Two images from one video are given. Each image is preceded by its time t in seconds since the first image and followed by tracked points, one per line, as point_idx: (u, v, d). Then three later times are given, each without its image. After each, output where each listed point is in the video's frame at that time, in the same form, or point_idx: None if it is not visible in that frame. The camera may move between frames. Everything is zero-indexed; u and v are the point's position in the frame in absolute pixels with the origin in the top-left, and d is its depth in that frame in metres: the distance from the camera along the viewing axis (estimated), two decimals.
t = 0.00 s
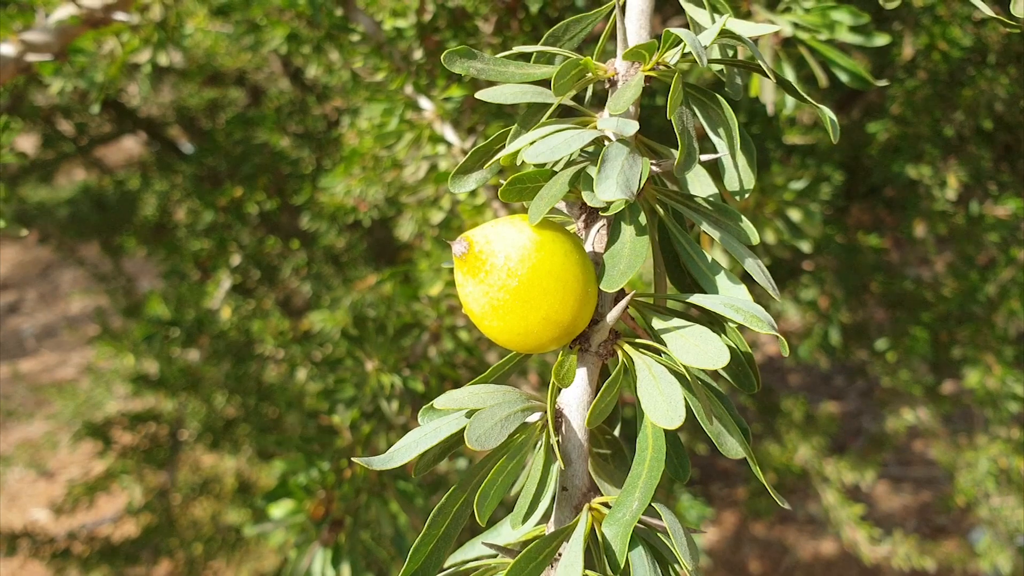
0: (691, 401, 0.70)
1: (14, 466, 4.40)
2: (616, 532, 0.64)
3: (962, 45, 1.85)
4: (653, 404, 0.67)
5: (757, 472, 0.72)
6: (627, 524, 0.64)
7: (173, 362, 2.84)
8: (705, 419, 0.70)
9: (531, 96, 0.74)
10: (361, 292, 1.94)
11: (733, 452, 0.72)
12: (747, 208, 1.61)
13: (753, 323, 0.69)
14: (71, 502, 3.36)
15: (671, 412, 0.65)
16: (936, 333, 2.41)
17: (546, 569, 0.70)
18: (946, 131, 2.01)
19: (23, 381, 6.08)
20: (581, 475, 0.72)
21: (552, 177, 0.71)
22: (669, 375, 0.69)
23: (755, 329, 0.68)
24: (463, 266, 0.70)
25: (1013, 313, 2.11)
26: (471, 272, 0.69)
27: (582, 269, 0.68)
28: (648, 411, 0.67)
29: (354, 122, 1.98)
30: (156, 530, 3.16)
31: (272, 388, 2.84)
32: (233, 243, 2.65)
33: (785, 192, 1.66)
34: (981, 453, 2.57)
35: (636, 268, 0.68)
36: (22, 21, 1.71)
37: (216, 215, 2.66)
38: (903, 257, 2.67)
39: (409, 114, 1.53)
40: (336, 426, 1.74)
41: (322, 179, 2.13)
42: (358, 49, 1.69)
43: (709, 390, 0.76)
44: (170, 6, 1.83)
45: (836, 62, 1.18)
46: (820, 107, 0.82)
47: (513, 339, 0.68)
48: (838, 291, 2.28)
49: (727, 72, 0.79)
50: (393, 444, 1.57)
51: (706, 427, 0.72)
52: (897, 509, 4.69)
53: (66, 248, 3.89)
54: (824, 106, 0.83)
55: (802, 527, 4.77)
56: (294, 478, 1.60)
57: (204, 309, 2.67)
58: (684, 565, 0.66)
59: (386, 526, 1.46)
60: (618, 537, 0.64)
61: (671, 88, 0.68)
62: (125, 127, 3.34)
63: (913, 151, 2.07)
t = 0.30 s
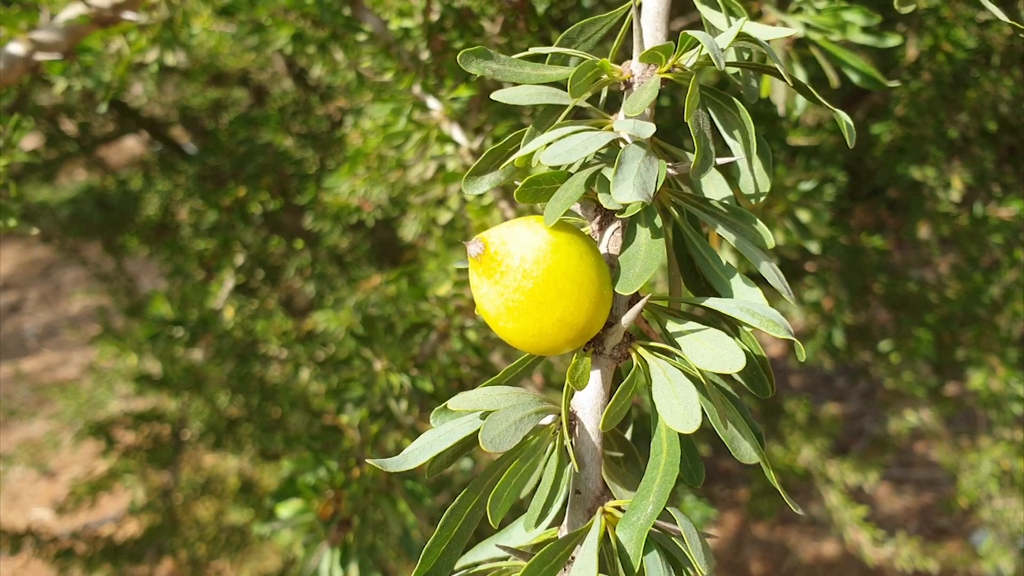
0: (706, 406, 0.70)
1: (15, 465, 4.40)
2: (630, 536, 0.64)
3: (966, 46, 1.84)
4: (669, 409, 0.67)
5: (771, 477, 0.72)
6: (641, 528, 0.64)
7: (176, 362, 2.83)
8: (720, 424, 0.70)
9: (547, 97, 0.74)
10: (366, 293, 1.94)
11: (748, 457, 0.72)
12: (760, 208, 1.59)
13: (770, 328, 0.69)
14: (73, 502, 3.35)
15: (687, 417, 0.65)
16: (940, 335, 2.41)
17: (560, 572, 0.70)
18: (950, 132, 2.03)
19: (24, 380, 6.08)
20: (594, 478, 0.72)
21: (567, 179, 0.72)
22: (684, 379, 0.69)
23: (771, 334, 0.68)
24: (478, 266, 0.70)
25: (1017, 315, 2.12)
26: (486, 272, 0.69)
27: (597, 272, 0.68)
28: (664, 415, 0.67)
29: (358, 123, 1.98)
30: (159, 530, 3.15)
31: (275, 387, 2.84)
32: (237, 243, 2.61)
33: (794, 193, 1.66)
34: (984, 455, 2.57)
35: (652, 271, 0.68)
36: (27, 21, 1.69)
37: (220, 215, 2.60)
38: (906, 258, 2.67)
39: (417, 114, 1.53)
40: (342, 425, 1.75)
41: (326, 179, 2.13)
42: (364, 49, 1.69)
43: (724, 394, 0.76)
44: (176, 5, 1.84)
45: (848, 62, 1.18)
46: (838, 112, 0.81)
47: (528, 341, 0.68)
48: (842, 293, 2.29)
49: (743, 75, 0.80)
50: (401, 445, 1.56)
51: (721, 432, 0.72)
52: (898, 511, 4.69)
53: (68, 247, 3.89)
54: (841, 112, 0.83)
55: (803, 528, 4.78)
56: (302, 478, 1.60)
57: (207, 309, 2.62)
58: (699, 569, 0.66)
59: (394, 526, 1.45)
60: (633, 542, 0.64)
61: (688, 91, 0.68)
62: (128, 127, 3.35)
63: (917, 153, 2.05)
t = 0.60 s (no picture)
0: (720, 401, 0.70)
1: (15, 465, 4.39)
2: (645, 531, 0.64)
3: (969, 46, 1.81)
4: (683, 403, 0.67)
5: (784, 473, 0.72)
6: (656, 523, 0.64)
7: (178, 361, 2.83)
8: (734, 419, 0.70)
9: (559, 94, 0.74)
10: (367, 292, 1.94)
11: (761, 453, 0.72)
12: (766, 206, 1.58)
13: (783, 323, 0.69)
14: (74, 502, 3.35)
15: (702, 411, 0.65)
16: (941, 335, 2.41)
17: (573, 568, 0.70)
18: (952, 132, 2.03)
19: (24, 380, 6.09)
20: (607, 474, 0.71)
21: (580, 175, 0.71)
22: (698, 373, 0.69)
23: (785, 329, 0.68)
24: (493, 262, 0.70)
25: (1018, 315, 2.12)
26: (500, 268, 0.69)
27: (611, 268, 0.68)
28: (678, 410, 0.67)
29: (360, 122, 1.98)
30: (160, 530, 3.15)
31: (277, 387, 2.83)
32: (238, 242, 2.62)
33: (796, 193, 1.67)
34: (986, 455, 2.58)
35: (665, 267, 0.68)
36: (29, 21, 1.69)
37: (221, 214, 2.62)
38: (907, 258, 2.68)
39: (420, 113, 1.53)
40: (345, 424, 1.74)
41: (328, 179, 2.13)
42: (366, 49, 1.69)
43: (737, 390, 0.76)
44: (178, 5, 1.84)
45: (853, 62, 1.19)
46: (848, 108, 0.82)
47: (542, 337, 0.68)
48: (844, 292, 2.28)
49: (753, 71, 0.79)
50: (405, 444, 1.56)
51: (734, 427, 0.72)
52: (898, 512, 4.69)
53: (69, 247, 3.89)
54: (851, 108, 0.83)
55: (804, 528, 4.78)
56: (305, 477, 1.60)
57: (209, 308, 2.59)
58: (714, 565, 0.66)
59: (398, 524, 1.45)
60: (647, 536, 0.63)
61: (702, 87, 0.68)
62: (128, 127, 3.35)
63: (919, 153, 2.05)
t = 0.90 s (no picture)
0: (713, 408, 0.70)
1: (16, 465, 4.39)
2: (636, 537, 0.64)
3: (970, 46, 1.83)
4: (675, 409, 0.67)
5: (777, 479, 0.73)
6: (647, 529, 0.64)
7: (178, 361, 2.82)
8: (727, 425, 0.70)
9: (554, 98, 0.74)
10: (367, 292, 1.94)
11: (754, 458, 0.73)
12: (765, 207, 1.58)
13: (777, 329, 0.69)
14: (74, 502, 3.35)
15: (694, 417, 0.65)
16: (942, 335, 2.41)
17: (565, 573, 0.70)
18: (952, 133, 2.03)
19: (24, 380, 6.09)
20: (600, 479, 0.71)
21: (575, 179, 0.71)
22: (691, 379, 0.69)
23: (778, 335, 0.68)
24: (486, 267, 0.70)
25: (1019, 315, 2.12)
26: (493, 273, 0.69)
27: (605, 273, 0.67)
28: (670, 416, 0.67)
29: (360, 122, 1.98)
30: (161, 529, 3.15)
31: (277, 387, 2.83)
32: (239, 242, 2.62)
33: (797, 192, 1.66)
34: (986, 455, 2.57)
35: (659, 272, 0.68)
36: (30, 21, 1.69)
37: (221, 214, 2.63)
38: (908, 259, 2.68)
39: (420, 113, 1.53)
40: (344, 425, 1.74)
41: (328, 179, 2.13)
42: (367, 48, 1.69)
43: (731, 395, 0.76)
44: (179, 5, 1.84)
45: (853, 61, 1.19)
46: (846, 111, 0.82)
47: (534, 341, 0.68)
48: (844, 292, 2.27)
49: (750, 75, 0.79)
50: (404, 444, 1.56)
51: (727, 432, 0.72)
52: (899, 512, 4.70)
53: (69, 247, 3.88)
54: (850, 110, 0.83)
55: (804, 529, 4.78)
56: (304, 477, 1.60)
57: (210, 308, 2.64)
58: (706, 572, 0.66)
59: (397, 524, 1.45)
60: (638, 543, 0.63)
61: (697, 91, 0.68)
62: (129, 127, 3.35)
63: (920, 153, 2.04)
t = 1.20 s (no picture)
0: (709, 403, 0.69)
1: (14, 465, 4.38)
2: (632, 534, 0.64)
3: (970, 47, 1.80)
4: (671, 404, 0.67)
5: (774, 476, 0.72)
6: (643, 526, 0.64)
7: (177, 361, 2.81)
8: (724, 421, 0.70)
9: (550, 91, 0.73)
10: (365, 292, 1.94)
11: (751, 455, 0.72)
12: (763, 207, 1.58)
13: (773, 323, 0.68)
14: (72, 502, 3.34)
15: (689, 412, 0.65)
16: (940, 337, 2.41)
17: (561, 570, 0.69)
18: (952, 134, 2.03)
19: (24, 380, 6.09)
20: (595, 475, 0.71)
21: (571, 174, 0.71)
22: (687, 374, 0.68)
23: (775, 330, 0.68)
24: (481, 261, 0.69)
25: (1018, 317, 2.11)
26: (489, 267, 0.68)
27: (600, 268, 0.67)
28: (666, 411, 0.67)
29: (359, 122, 1.98)
30: (158, 529, 3.14)
31: (275, 387, 2.83)
32: (237, 242, 2.62)
33: (795, 192, 1.65)
34: (985, 457, 2.57)
35: (655, 267, 0.67)
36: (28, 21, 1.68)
37: (220, 215, 2.63)
38: (907, 260, 2.68)
39: (418, 113, 1.53)
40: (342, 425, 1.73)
41: (326, 179, 2.13)
42: (365, 47, 1.69)
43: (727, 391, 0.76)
44: (177, 4, 1.83)
45: (852, 61, 1.18)
46: (844, 105, 0.82)
47: (529, 336, 0.68)
48: (842, 294, 2.26)
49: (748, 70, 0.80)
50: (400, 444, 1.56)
51: (724, 429, 0.71)
52: (898, 514, 4.69)
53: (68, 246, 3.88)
54: (848, 105, 0.83)
55: (803, 530, 4.77)
56: (301, 477, 1.60)
57: (207, 308, 2.63)
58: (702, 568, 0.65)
59: (394, 525, 1.45)
60: (634, 539, 0.63)
61: (694, 84, 0.68)
62: (128, 127, 3.34)
63: (918, 154, 2.04)
